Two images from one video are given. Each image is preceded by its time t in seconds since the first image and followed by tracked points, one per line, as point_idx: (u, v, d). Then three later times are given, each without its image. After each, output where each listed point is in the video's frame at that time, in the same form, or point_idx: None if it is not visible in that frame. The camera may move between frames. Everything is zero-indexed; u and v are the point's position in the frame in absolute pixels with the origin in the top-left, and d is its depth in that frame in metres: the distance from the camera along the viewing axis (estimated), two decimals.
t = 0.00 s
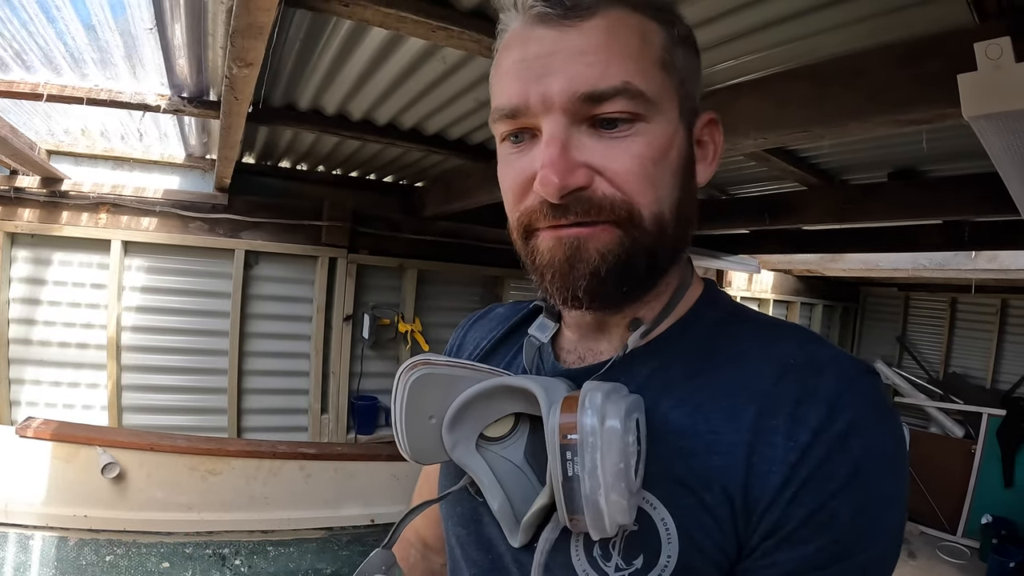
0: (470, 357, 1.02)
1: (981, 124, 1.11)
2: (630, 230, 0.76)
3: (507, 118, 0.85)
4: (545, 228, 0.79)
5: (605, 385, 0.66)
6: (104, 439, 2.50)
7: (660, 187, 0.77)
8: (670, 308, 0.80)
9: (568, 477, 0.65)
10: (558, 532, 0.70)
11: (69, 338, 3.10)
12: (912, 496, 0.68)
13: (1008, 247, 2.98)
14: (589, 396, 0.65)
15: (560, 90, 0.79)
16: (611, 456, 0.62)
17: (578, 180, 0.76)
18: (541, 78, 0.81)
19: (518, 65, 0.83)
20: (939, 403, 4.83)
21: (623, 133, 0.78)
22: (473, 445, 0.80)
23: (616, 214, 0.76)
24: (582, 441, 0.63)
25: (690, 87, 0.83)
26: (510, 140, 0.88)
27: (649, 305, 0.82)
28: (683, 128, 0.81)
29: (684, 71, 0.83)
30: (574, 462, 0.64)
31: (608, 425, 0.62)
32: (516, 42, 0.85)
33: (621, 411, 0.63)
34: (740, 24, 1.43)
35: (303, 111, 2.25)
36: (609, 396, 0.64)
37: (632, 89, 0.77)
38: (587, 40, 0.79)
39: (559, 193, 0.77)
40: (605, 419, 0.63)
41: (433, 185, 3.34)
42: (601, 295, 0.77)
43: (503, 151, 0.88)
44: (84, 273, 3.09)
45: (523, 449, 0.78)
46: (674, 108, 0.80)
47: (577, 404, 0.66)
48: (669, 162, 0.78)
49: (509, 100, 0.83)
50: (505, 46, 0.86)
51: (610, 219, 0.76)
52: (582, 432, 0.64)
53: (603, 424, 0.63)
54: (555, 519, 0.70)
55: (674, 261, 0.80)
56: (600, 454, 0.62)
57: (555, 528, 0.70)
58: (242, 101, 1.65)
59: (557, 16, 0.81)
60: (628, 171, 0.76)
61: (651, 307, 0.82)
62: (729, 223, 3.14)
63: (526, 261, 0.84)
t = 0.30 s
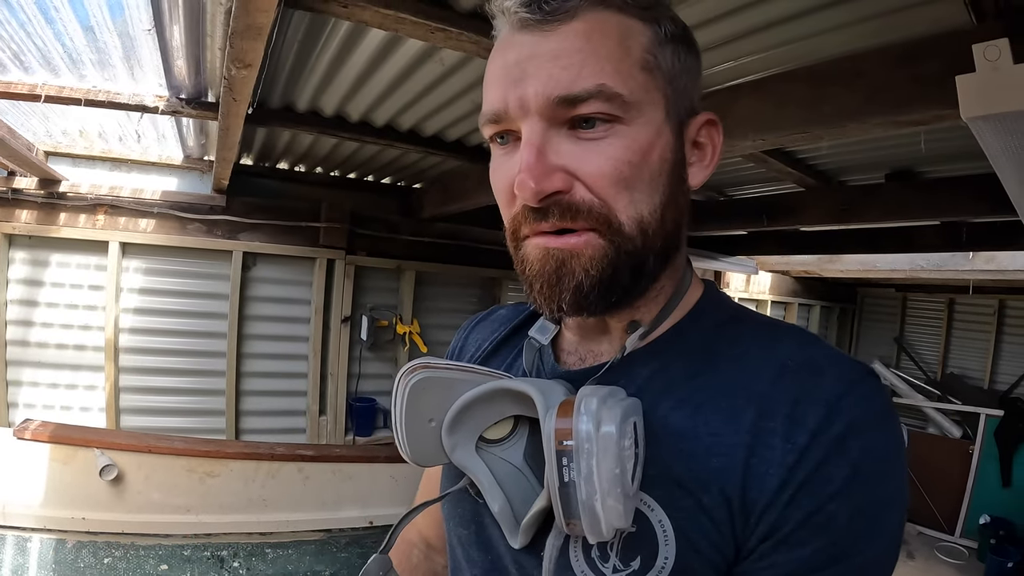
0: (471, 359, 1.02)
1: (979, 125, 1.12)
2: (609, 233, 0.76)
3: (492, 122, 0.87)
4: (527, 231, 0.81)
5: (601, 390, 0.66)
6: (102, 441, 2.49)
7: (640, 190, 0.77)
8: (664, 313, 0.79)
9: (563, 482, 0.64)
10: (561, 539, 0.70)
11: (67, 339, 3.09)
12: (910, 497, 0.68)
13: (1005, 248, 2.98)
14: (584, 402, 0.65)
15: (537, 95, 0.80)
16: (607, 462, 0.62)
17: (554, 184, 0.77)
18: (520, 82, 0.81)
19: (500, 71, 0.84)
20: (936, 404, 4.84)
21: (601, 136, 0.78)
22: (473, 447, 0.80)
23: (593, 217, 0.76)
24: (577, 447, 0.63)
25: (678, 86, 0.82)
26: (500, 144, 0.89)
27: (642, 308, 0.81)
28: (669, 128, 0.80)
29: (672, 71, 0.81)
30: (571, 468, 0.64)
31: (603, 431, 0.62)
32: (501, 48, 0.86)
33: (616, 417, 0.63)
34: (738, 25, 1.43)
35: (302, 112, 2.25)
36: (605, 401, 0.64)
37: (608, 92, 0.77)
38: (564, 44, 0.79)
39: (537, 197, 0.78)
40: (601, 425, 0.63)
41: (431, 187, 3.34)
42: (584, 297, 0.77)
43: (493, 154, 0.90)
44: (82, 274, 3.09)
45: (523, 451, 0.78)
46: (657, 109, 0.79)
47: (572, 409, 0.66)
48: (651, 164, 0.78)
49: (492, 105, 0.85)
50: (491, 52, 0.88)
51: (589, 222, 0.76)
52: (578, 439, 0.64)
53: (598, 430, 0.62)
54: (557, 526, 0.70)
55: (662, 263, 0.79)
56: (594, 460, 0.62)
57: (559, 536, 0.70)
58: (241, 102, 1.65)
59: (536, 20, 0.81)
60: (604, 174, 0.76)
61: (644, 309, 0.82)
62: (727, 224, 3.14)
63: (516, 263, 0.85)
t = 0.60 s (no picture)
0: (480, 360, 1.01)
1: (983, 125, 1.11)
2: (610, 229, 0.75)
3: (497, 122, 0.87)
4: (531, 228, 0.80)
5: (612, 390, 0.66)
6: (103, 442, 2.49)
7: (642, 186, 0.76)
8: (671, 310, 0.79)
9: (574, 483, 0.64)
10: (570, 538, 0.70)
11: (67, 340, 3.08)
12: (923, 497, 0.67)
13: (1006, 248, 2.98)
14: (595, 403, 0.64)
15: (538, 93, 0.80)
16: (618, 463, 0.61)
17: (554, 180, 0.77)
18: (522, 82, 0.81)
19: (504, 71, 0.84)
20: (937, 403, 4.84)
21: (602, 133, 0.77)
22: (483, 449, 0.79)
23: (594, 213, 0.76)
24: (588, 447, 0.63)
25: (682, 83, 0.81)
26: (505, 143, 0.89)
27: (648, 304, 0.81)
28: (673, 125, 0.79)
29: (676, 69, 0.80)
30: (581, 468, 0.64)
31: (614, 431, 0.62)
32: (505, 48, 0.86)
33: (627, 417, 0.62)
34: (742, 25, 1.43)
35: (303, 112, 2.25)
36: (615, 401, 0.64)
37: (608, 89, 0.76)
38: (565, 43, 0.79)
39: (538, 192, 0.78)
40: (612, 425, 0.62)
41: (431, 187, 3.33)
42: (585, 294, 0.77)
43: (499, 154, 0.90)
44: (82, 275, 3.08)
45: (534, 453, 0.78)
46: (659, 106, 0.78)
47: (582, 409, 0.66)
48: (653, 160, 0.77)
49: (496, 105, 0.85)
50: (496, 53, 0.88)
51: (591, 218, 0.76)
52: (589, 439, 0.63)
53: (609, 430, 0.62)
54: (566, 526, 0.70)
55: (666, 260, 0.79)
56: (605, 461, 0.62)
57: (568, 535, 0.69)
58: (243, 101, 1.64)
59: (538, 21, 0.81)
60: (605, 170, 0.76)
61: (650, 306, 0.81)
62: (728, 224, 3.14)
63: (520, 261, 0.85)
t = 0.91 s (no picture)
0: (482, 360, 1.01)
1: (986, 129, 1.11)
2: (616, 235, 0.75)
3: (504, 129, 0.87)
4: (537, 234, 0.81)
5: (617, 391, 0.66)
6: (104, 445, 2.48)
7: (647, 192, 0.76)
8: (676, 315, 0.79)
9: (580, 484, 0.64)
10: (575, 538, 0.69)
11: (68, 343, 3.08)
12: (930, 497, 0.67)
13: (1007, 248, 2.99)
14: (600, 404, 0.64)
15: (544, 101, 0.80)
16: (624, 464, 0.61)
17: (560, 186, 0.77)
18: (528, 90, 0.82)
19: (511, 80, 0.85)
20: (937, 403, 4.85)
21: (607, 140, 0.77)
22: (487, 449, 0.79)
23: (600, 219, 0.76)
24: (594, 448, 0.63)
25: (688, 90, 0.80)
26: (513, 150, 0.89)
27: (652, 308, 0.81)
28: (678, 132, 0.79)
29: (682, 76, 0.80)
30: (588, 469, 0.64)
31: (620, 432, 0.62)
32: (513, 58, 0.87)
33: (633, 418, 0.62)
34: (744, 28, 1.43)
35: (305, 114, 2.25)
36: (621, 402, 0.64)
37: (613, 97, 0.76)
38: (571, 53, 0.79)
39: (543, 199, 0.78)
40: (618, 425, 0.62)
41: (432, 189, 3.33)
42: (591, 300, 0.77)
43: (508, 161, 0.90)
44: (83, 278, 3.07)
45: (538, 453, 0.78)
46: (664, 113, 0.78)
47: (588, 410, 0.65)
48: (658, 166, 0.77)
49: (503, 113, 0.86)
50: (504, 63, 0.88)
51: (597, 224, 0.76)
52: (595, 440, 0.63)
53: (615, 431, 0.62)
54: (572, 525, 0.69)
55: (672, 267, 0.78)
56: (612, 462, 0.62)
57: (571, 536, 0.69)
58: (245, 104, 1.64)
59: (544, 31, 0.82)
60: (610, 177, 0.76)
61: (655, 310, 0.81)
62: (729, 225, 3.14)
63: (527, 267, 0.85)
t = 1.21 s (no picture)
0: (471, 363, 1.02)
1: (981, 129, 1.12)
2: (607, 234, 0.76)
3: (496, 126, 0.87)
4: (527, 232, 0.81)
5: (604, 394, 0.66)
6: (103, 447, 2.48)
7: (638, 191, 0.76)
8: (665, 316, 0.79)
9: (567, 487, 0.64)
10: (563, 543, 0.69)
11: (66, 344, 3.08)
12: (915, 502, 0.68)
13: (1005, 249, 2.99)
14: (588, 407, 0.64)
15: (537, 98, 0.80)
16: (610, 467, 0.61)
17: (551, 184, 0.77)
18: (520, 87, 0.82)
19: (503, 76, 0.84)
20: (936, 403, 4.86)
21: (599, 139, 0.77)
22: (474, 452, 0.80)
23: (591, 218, 0.76)
24: (581, 452, 0.63)
25: (679, 91, 0.81)
26: (502, 147, 0.89)
27: (640, 309, 0.81)
28: (669, 133, 0.79)
29: (673, 78, 0.81)
30: (574, 473, 0.64)
31: (607, 436, 0.62)
32: (505, 55, 0.86)
33: (620, 421, 0.62)
34: (739, 28, 1.43)
35: (301, 116, 2.25)
36: (608, 406, 0.64)
37: (605, 96, 0.77)
38: (563, 51, 0.79)
39: (534, 196, 0.78)
40: (604, 430, 0.62)
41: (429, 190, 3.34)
42: (580, 300, 0.77)
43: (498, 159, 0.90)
44: (81, 280, 3.08)
45: (524, 456, 0.78)
46: (655, 113, 0.78)
47: (576, 413, 0.66)
48: (649, 166, 0.77)
49: (495, 109, 0.85)
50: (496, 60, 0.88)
51: (588, 223, 0.76)
52: (581, 443, 0.63)
53: (602, 435, 0.62)
54: (559, 530, 0.69)
55: (660, 267, 0.79)
56: (599, 466, 0.62)
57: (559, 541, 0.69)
58: (241, 106, 1.64)
59: (537, 28, 0.82)
60: (602, 175, 0.76)
61: (643, 311, 0.82)
62: (727, 226, 3.15)
63: (515, 265, 0.85)
